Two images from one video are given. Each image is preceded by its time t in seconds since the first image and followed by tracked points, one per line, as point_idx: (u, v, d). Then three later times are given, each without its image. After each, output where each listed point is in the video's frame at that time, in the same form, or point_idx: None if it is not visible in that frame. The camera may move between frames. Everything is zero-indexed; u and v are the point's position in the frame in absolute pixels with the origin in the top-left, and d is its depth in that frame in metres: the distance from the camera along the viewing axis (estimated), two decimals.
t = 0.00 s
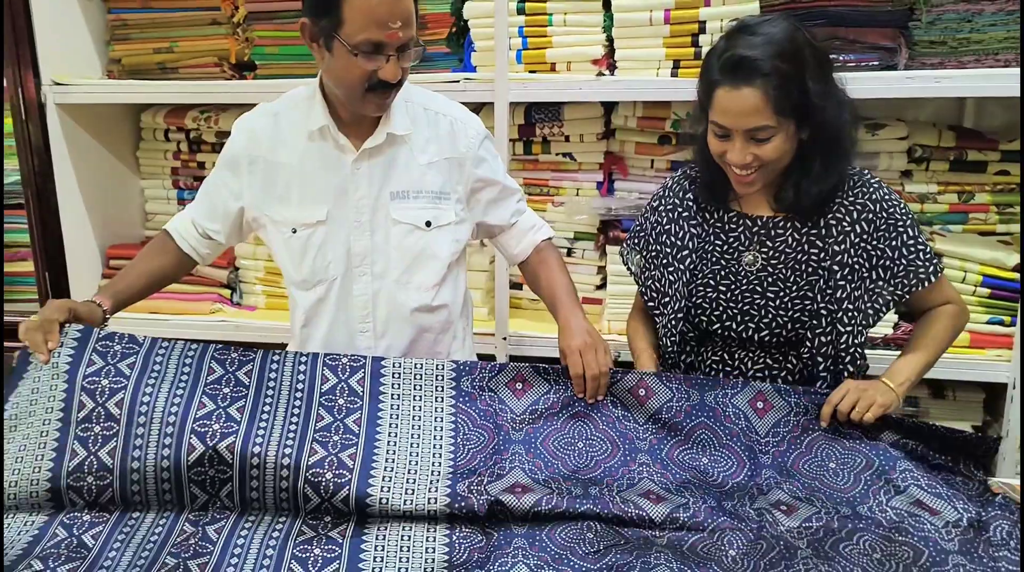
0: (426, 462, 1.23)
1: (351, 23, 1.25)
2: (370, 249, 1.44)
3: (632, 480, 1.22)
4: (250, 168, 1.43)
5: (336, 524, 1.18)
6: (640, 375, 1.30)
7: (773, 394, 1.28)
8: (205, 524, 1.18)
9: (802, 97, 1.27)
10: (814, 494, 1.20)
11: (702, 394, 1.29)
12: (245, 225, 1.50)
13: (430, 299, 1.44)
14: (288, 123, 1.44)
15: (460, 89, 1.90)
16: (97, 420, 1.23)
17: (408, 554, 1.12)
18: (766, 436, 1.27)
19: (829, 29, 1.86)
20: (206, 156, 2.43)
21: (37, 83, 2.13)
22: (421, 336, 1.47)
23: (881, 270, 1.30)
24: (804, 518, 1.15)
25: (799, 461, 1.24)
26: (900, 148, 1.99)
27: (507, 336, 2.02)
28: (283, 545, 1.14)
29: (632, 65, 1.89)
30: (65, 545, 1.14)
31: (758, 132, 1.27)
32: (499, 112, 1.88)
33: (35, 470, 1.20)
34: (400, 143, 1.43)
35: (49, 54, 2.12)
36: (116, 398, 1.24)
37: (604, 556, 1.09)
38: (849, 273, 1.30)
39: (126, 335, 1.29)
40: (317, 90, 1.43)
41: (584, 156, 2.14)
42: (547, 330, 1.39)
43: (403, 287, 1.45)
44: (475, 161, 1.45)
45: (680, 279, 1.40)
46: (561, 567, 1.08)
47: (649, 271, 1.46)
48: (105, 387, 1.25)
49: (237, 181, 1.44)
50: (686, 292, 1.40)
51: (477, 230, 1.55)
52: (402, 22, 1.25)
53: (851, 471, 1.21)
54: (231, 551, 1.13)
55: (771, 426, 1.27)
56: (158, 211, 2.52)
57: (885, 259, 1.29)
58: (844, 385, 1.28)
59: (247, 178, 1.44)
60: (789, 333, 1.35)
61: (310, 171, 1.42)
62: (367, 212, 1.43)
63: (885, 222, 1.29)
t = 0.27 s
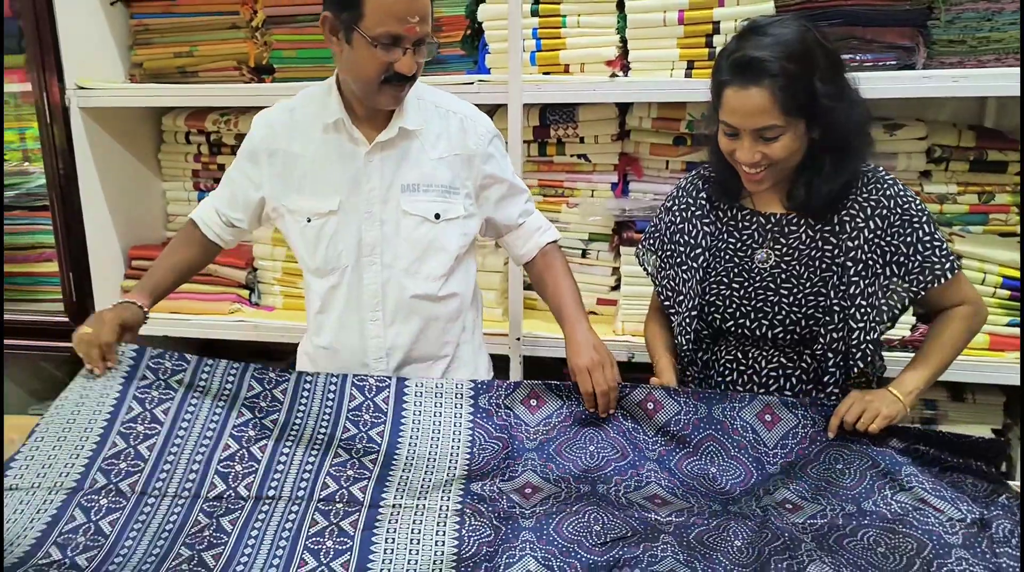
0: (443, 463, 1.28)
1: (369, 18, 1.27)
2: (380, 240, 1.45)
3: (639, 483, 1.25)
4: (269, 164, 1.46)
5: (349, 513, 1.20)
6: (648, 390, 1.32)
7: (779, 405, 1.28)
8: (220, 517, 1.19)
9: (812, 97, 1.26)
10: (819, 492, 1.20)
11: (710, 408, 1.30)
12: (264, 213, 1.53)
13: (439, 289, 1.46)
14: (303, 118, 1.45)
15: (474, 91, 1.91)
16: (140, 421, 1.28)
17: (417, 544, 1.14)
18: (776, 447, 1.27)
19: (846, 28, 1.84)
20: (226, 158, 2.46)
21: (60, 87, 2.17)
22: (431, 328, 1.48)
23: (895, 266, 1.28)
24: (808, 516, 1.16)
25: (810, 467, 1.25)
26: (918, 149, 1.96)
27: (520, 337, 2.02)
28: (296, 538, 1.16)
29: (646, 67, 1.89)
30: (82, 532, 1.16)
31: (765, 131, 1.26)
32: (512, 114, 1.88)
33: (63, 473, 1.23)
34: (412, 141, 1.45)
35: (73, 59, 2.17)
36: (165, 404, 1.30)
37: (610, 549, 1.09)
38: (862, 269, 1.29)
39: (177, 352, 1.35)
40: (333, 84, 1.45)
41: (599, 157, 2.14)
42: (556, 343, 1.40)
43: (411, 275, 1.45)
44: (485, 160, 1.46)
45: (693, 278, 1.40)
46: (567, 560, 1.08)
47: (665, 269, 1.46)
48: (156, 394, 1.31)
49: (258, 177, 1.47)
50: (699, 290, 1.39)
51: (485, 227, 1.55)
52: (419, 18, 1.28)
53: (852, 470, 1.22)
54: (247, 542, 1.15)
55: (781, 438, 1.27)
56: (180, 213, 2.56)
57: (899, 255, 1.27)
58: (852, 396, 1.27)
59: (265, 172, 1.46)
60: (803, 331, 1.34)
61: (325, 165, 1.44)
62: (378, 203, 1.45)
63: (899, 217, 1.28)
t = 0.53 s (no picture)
0: (466, 476, 1.30)
1: (397, 6, 1.29)
2: (402, 232, 1.47)
3: (661, 489, 1.24)
4: (298, 164, 1.49)
5: (371, 503, 1.20)
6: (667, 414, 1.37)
7: (801, 422, 1.30)
8: (247, 501, 1.21)
9: (836, 91, 1.24)
10: (846, 500, 1.18)
11: (730, 428, 1.32)
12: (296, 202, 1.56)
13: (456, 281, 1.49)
14: (332, 113, 1.47)
15: (500, 90, 1.92)
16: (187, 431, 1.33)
17: (438, 532, 1.14)
18: (799, 462, 1.27)
19: (879, 24, 1.81)
20: (259, 158, 2.50)
21: (100, 89, 2.23)
22: (450, 320, 1.50)
23: (928, 262, 1.27)
24: (831, 520, 1.14)
25: (834, 480, 1.24)
26: (954, 146, 1.92)
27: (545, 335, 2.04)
28: (319, 524, 1.16)
29: (674, 64, 1.88)
30: (119, 514, 1.19)
31: (786, 124, 1.25)
32: (539, 112, 1.89)
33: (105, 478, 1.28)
34: (435, 137, 1.46)
35: (112, 62, 2.23)
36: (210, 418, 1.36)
37: (628, 544, 1.08)
38: (893, 267, 1.28)
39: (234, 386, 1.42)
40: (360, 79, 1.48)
41: (626, 156, 2.13)
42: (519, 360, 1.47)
43: (430, 266, 1.48)
44: (507, 158, 1.49)
45: (720, 275, 1.38)
46: (585, 553, 1.07)
47: (693, 266, 1.45)
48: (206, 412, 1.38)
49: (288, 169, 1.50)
50: (725, 287, 1.37)
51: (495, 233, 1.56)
52: (446, 9, 1.30)
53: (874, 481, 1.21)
54: (270, 529, 1.16)
55: (805, 454, 1.28)
56: (214, 211, 2.61)
57: (931, 252, 1.26)
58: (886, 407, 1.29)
59: (293, 164, 1.49)
60: (831, 328, 1.32)
61: (350, 157, 1.46)
62: (399, 195, 1.46)
63: (932, 214, 1.26)
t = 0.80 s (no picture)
0: (486, 467, 1.31)
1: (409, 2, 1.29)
2: (411, 228, 1.49)
3: (679, 481, 1.23)
4: (319, 163, 1.49)
5: (391, 489, 1.20)
6: (687, 418, 1.38)
7: (823, 434, 1.30)
8: (271, 485, 1.21)
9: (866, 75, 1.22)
10: (865, 502, 1.18)
11: (749, 434, 1.33)
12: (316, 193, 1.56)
13: (456, 277, 1.50)
14: (350, 108, 1.48)
15: (527, 83, 1.92)
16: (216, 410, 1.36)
17: (455, 519, 1.14)
18: (820, 465, 1.27)
19: (911, 16, 1.78)
20: (290, 151, 2.54)
21: (136, 83, 2.27)
22: (455, 315, 1.53)
23: (963, 254, 1.25)
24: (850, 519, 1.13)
25: (854, 481, 1.23)
26: (991, 139, 1.87)
27: (570, 328, 2.05)
28: (340, 506, 1.17)
29: (701, 56, 1.86)
30: (147, 495, 1.19)
31: (810, 111, 1.23)
32: (564, 105, 1.89)
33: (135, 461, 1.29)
34: (447, 136, 1.47)
35: (148, 56, 2.27)
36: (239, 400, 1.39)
37: (642, 535, 1.08)
38: (926, 258, 1.26)
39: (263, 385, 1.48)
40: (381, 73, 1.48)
41: (654, 149, 2.12)
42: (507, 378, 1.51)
43: (429, 263, 1.49)
44: (512, 165, 1.46)
45: (744, 266, 1.37)
46: (600, 542, 1.07)
47: (718, 258, 1.43)
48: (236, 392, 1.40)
49: (307, 168, 1.50)
50: (750, 279, 1.36)
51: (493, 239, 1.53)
52: (457, 9, 1.30)
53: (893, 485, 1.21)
54: (291, 512, 1.16)
55: (826, 458, 1.28)
56: (246, 204, 2.65)
57: (966, 243, 1.24)
58: (953, 425, 1.26)
59: (314, 158, 1.49)
60: (858, 320, 1.30)
61: (368, 151, 1.48)
62: (408, 192, 1.48)
63: (965, 205, 1.25)
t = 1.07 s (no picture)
0: (497, 452, 1.32)
1: None
2: (431, 216, 1.52)
3: (691, 467, 1.23)
4: (336, 156, 1.50)
5: (404, 472, 1.22)
6: (700, 406, 1.37)
7: (836, 422, 1.30)
8: (287, 467, 1.23)
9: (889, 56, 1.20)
10: (879, 493, 1.17)
11: (762, 423, 1.33)
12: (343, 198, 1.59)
13: (479, 265, 1.52)
14: (367, 100, 1.50)
15: (545, 70, 1.91)
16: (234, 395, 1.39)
17: (466, 502, 1.16)
18: (834, 453, 1.26)
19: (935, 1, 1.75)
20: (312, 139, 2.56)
21: (161, 72, 2.31)
22: (473, 303, 1.54)
23: (982, 238, 1.24)
24: (860, 509, 1.13)
25: (869, 471, 1.22)
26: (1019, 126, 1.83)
27: (587, 316, 2.05)
28: (353, 488, 1.19)
29: (722, 42, 1.85)
30: (167, 475, 1.22)
31: (831, 94, 1.22)
32: (583, 92, 1.89)
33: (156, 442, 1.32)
34: (462, 126, 1.49)
35: (173, 45, 2.30)
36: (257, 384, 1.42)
37: (651, 519, 1.09)
38: (948, 242, 1.24)
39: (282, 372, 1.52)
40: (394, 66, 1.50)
41: (674, 137, 2.11)
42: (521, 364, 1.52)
43: (452, 251, 1.51)
44: (527, 150, 1.48)
45: (760, 253, 1.35)
46: (609, 526, 1.08)
47: (732, 245, 1.42)
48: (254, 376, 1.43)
49: (325, 162, 1.51)
50: (766, 266, 1.34)
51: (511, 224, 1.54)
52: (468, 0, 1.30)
53: (907, 475, 1.20)
54: (305, 493, 1.18)
55: (840, 448, 1.27)
56: (270, 191, 2.69)
57: (987, 227, 1.23)
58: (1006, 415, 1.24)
59: (332, 152, 1.50)
60: (877, 307, 1.29)
61: (388, 144, 1.50)
62: (430, 181, 1.50)
63: (986, 189, 1.24)
